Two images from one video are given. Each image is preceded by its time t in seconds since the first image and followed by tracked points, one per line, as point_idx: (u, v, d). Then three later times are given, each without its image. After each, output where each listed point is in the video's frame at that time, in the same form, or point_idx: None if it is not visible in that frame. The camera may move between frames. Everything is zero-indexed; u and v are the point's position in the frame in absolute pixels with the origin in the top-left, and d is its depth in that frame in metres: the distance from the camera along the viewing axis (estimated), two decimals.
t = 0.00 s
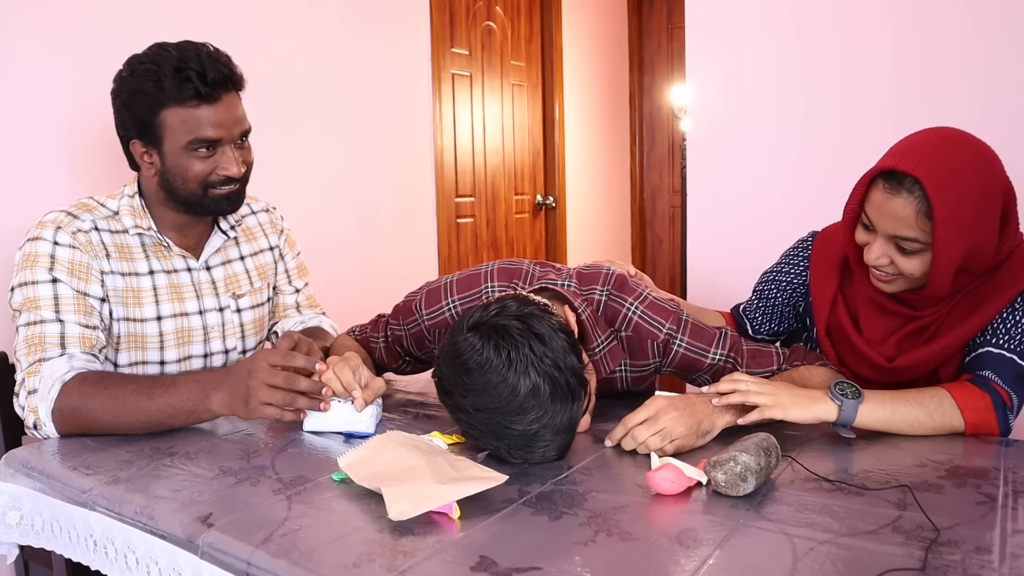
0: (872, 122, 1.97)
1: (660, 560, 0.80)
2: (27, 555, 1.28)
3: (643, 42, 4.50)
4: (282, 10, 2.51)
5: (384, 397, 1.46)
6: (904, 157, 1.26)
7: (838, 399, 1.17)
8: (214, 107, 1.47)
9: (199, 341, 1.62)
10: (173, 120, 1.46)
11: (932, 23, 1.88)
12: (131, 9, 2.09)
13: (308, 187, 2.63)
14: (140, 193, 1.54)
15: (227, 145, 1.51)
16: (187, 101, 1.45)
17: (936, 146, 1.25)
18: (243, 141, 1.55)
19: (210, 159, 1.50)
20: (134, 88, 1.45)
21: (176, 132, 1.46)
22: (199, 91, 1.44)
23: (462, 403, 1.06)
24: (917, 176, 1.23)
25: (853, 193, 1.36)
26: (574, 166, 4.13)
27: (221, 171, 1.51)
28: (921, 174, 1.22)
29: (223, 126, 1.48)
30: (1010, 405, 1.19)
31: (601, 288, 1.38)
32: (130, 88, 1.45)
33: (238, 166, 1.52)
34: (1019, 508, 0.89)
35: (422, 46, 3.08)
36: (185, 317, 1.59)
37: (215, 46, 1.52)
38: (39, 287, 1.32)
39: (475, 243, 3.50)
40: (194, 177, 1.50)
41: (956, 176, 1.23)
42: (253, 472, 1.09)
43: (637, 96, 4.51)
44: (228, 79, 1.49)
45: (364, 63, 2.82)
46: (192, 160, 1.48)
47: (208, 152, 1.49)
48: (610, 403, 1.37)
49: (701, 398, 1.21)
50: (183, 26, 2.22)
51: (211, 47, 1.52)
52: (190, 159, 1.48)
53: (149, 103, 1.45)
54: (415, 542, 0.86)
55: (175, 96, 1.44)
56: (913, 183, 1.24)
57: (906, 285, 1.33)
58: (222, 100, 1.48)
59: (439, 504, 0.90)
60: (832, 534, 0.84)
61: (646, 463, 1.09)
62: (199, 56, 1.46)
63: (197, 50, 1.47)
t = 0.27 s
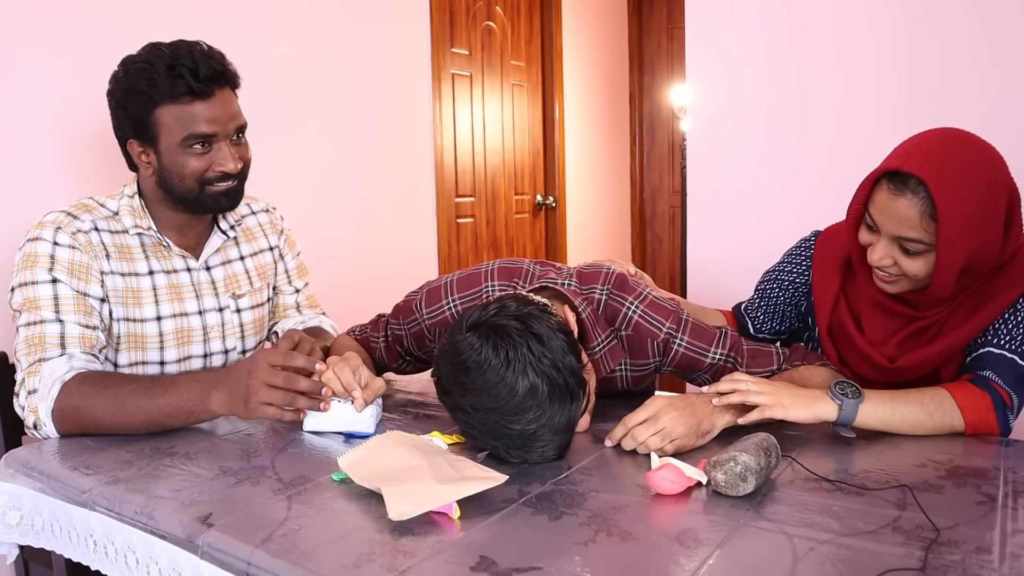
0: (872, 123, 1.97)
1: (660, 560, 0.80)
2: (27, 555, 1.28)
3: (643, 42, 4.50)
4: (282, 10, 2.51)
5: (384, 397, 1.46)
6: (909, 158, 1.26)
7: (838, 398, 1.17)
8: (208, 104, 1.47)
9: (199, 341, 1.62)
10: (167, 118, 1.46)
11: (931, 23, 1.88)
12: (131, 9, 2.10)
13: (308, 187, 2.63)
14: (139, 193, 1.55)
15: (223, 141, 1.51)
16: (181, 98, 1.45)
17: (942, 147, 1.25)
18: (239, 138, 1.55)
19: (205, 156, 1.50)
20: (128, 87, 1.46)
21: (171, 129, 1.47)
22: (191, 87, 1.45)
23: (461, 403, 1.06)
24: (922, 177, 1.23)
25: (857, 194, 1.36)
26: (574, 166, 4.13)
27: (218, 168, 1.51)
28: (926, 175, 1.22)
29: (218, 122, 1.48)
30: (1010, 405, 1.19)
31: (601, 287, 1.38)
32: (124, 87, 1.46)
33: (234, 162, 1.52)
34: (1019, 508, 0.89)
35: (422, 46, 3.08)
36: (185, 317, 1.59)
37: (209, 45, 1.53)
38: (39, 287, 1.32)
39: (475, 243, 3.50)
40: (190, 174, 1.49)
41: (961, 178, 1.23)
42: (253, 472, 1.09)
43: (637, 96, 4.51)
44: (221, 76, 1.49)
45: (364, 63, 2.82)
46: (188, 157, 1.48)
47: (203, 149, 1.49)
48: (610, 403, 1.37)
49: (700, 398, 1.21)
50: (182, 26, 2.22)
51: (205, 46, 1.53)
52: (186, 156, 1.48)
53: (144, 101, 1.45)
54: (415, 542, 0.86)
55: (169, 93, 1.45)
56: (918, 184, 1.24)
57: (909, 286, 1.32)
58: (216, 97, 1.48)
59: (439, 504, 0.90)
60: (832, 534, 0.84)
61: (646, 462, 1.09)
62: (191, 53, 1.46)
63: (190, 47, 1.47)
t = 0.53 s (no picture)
0: (872, 122, 1.97)
1: (660, 560, 0.80)
2: (27, 555, 1.28)
3: (643, 42, 4.50)
4: (282, 10, 2.51)
5: (384, 397, 1.46)
6: (911, 158, 1.25)
7: (837, 398, 1.17)
8: (206, 102, 1.47)
9: (199, 341, 1.62)
10: (166, 117, 1.46)
11: (931, 23, 1.88)
12: (131, 9, 2.10)
13: (309, 187, 2.63)
14: (139, 194, 1.55)
15: (222, 140, 1.51)
16: (178, 97, 1.45)
17: (944, 147, 1.25)
18: (238, 137, 1.55)
19: (204, 155, 1.50)
20: (126, 87, 1.46)
21: (170, 128, 1.47)
22: (189, 86, 1.45)
23: (461, 403, 1.06)
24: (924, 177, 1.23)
25: (859, 194, 1.36)
26: (574, 166, 4.13)
27: (217, 166, 1.50)
28: (928, 175, 1.22)
29: (216, 120, 1.48)
30: (1010, 405, 1.19)
31: (602, 286, 1.38)
32: (123, 87, 1.46)
33: (233, 160, 1.52)
34: (1019, 508, 0.89)
35: (422, 46, 3.08)
36: (184, 317, 1.59)
37: (207, 44, 1.53)
38: (39, 287, 1.32)
39: (475, 243, 3.50)
40: (189, 173, 1.49)
41: (963, 178, 1.23)
42: (253, 472, 1.09)
43: (637, 96, 4.51)
44: (219, 74, 1.49)
45: (364, 64, 2.82)
46: (187, 156, 1.48)
47: (202, 147, 1.49)
48: (610, 403, 1.37)
49: (700, 398, 1.21)
50: (182, 26, 2.22)
51: (203, 45, 1.53)
52: (185, 155, 1.48)
53: (142, 101, 1.46)
54: (415, 542, 0.86)
55: (167, 92, 1.45)
56: (921, 184, 1.24)
57: (910, 286, 1.32)
58: (214, 95, 1.48)
59: (438, 504, 0.90)
60: (832, 534, 0.84)
61: (646, 462, 1.09)
62: (188, 53, 1.46)
63: (188, 46, 1.47)
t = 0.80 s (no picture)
0: (871, 123, 1.97)
1: (660, 560, 0.80)
2: (27, 555, 1.28)
3: (643, 43, 4.50)
4: (282, 11, 2.51)
5: (384, 397, 1.46)
6: (911, 158, 1.25)
7: (837, 398, 1.17)
8: (204, 101, 1.47)
9: (199, 341, 1.62)
10: (164, 116, 1.46)
11: (931, 24, 1.88)
12: (131, 9, 2.10)
13: (309, 187, 2.63)
14: (140, 194, 1.55)
15: (220, 139, 1.51)
16: (176, 95, 1.45)
17: (944, 147, 1.25)
18: (237, 136, 1.55)
19: (202, 153, 1.50)
20: (125, 87, 1.46)
21: (168, 126, 1.47)
22: (187, 84, 1.45)
23: (461, 403, 1.06)
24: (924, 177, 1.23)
25: (858, 194, 1.36)
26: (574, 167, 4.13)
27: (215, 165, 1.50)
28: (928, 175, 1.22)
29: (214, 119, 1.48)
30: (1010, 405, 1.19)
31: (602, 286, 1.38)
32: (122, 86, 1.46)
33: (231, 159, 1.52)
34: (1019, 508, 0.89)
35: (423, 47, 3.08)
36: (184, 317, 1.59)
37: (206, 43, 1.53)
38: (39, 287, 1.33)
39: (475, 243, 3.50)
40: (187, 172, 1.49)
41: (962, 177, 1.23)
42: (253, 472, 1.09)
43: (637, 96, 4.51)
44: (217, 73, 1.49)
45: (364, 64, 2.82)
46: (184, 154, 1.48)
47: (200, 146, 1.49)
48: (610, 403, 1.37)
49: (700, 398, 1.21)
50: (182, 27, 2.22)
51: (202, 44, 1.53)
52: (182, 153, 1.48)
53: (141, 100, 1.46)
54: (415, 542, 0.86)
55: (164, 90, 1.45)
56: (921, 184, 1.24)
57: (910, 286, 1.32)
58: (212, 94, 1.48)
59: (438, 504, 0.90)
60: (832, 534, 0.84)
61: (646, 463, 1.09)
62: (187, 52, 1.46)
63: (186, 45, 1.47)
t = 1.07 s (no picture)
0: (872, 123, 1.97)
1: (660, 560, 0.80)
2: (27, 555, 1.28)
3: (643, 43, 4.50)
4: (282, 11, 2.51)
5: (384, 397, 1.46)
6: (912, 157, 1.25)
7: (837, 398, 1.17)
8: (199, 99, 1.47)
9: (199, 341, 1.62)
10: (159, 115, 1.47)
11: (930, 24, 1.88)
12: (131, 10, 2.10)
13: (309, 187, 2.63)
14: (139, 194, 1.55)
15: (215, 137, 1.51)
16: (171, 94, 1.45)
17: (946, 146, 1.25)
18: (232, 134, 1.55)
19: (198, 152, 1.50)
20: (121, 86, 1.46)
21: (163, 125, 1.47)
22: (181, 82, 1.45)
23: (462, 404, 1.06)
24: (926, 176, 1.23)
25: (860, 193, 1.36)
26: (574, 167, 4.13)
27: (211, 163, 1.50)
28: (930, 174, 1.22)
29: (209, 117, 1.49)
30: (1010, 405, 1.19)
31: (601, 287, 1.38)
32: (117, 86, 1.46)
33: (227, 157, 1.51)
34: (1019, 508, 0.89)
35: (423, 47, 3.08)
36: (184, 318, 1.59)
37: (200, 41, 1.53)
38: (39, 287, 1.33)
39: (475, 243, 3.50)
40: (184, 171, 1.49)
41: (964, 176, 1.23)
42: (253, 472, 1.09)
43: (637, 96, 4.51)
44: (211, 71, 1.49)
45: (364, 64, 2.82)
46: (180, 153, 1.48)
47: (196, 145, 1.49)
48: (610, 403, 1.37)
49: (700, 397, 1.21)
50: (182, 27, 2.22)
51: (197, 43, 1.53)
52: (178, 152, 1.48)
53: (136, 100, 1.46)
54: (415, 542, 0.86)
55: (159, 89, 1.45)
56: (922, 183, 1.23)
57: (912, 285, 1.32)
58: (207, 92, 1.48)
59: (438, 504, 0.90)
60: (832, 534, 0.84)
61: (646, 463, 1.09)
62: (182, 51, 1.46)
63: (179, 44, 1.47)
